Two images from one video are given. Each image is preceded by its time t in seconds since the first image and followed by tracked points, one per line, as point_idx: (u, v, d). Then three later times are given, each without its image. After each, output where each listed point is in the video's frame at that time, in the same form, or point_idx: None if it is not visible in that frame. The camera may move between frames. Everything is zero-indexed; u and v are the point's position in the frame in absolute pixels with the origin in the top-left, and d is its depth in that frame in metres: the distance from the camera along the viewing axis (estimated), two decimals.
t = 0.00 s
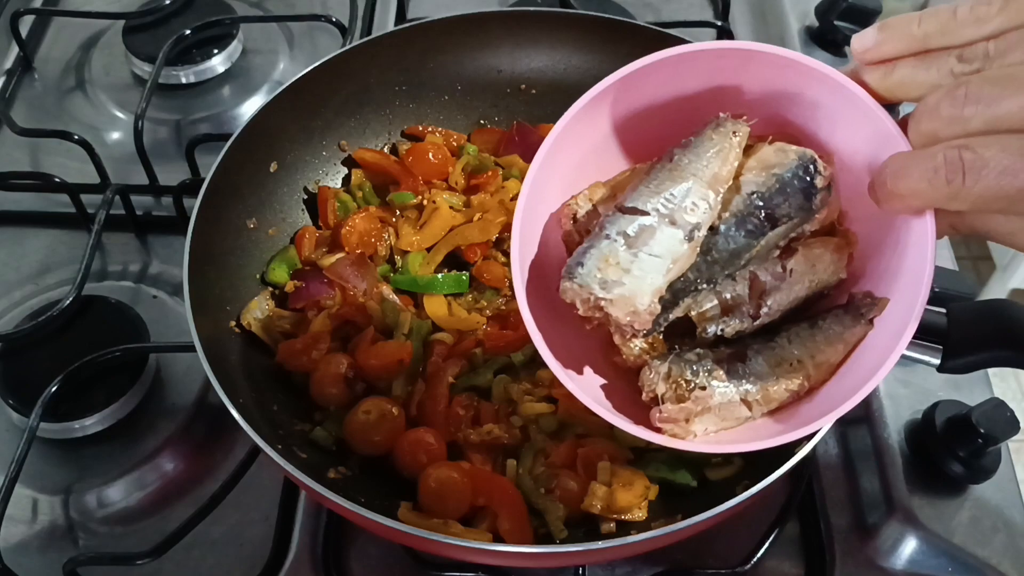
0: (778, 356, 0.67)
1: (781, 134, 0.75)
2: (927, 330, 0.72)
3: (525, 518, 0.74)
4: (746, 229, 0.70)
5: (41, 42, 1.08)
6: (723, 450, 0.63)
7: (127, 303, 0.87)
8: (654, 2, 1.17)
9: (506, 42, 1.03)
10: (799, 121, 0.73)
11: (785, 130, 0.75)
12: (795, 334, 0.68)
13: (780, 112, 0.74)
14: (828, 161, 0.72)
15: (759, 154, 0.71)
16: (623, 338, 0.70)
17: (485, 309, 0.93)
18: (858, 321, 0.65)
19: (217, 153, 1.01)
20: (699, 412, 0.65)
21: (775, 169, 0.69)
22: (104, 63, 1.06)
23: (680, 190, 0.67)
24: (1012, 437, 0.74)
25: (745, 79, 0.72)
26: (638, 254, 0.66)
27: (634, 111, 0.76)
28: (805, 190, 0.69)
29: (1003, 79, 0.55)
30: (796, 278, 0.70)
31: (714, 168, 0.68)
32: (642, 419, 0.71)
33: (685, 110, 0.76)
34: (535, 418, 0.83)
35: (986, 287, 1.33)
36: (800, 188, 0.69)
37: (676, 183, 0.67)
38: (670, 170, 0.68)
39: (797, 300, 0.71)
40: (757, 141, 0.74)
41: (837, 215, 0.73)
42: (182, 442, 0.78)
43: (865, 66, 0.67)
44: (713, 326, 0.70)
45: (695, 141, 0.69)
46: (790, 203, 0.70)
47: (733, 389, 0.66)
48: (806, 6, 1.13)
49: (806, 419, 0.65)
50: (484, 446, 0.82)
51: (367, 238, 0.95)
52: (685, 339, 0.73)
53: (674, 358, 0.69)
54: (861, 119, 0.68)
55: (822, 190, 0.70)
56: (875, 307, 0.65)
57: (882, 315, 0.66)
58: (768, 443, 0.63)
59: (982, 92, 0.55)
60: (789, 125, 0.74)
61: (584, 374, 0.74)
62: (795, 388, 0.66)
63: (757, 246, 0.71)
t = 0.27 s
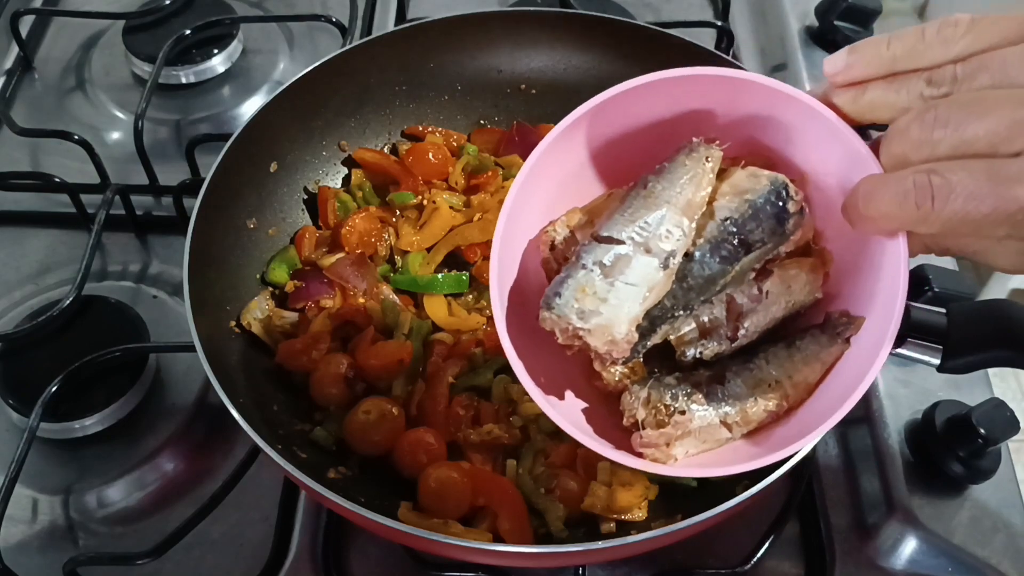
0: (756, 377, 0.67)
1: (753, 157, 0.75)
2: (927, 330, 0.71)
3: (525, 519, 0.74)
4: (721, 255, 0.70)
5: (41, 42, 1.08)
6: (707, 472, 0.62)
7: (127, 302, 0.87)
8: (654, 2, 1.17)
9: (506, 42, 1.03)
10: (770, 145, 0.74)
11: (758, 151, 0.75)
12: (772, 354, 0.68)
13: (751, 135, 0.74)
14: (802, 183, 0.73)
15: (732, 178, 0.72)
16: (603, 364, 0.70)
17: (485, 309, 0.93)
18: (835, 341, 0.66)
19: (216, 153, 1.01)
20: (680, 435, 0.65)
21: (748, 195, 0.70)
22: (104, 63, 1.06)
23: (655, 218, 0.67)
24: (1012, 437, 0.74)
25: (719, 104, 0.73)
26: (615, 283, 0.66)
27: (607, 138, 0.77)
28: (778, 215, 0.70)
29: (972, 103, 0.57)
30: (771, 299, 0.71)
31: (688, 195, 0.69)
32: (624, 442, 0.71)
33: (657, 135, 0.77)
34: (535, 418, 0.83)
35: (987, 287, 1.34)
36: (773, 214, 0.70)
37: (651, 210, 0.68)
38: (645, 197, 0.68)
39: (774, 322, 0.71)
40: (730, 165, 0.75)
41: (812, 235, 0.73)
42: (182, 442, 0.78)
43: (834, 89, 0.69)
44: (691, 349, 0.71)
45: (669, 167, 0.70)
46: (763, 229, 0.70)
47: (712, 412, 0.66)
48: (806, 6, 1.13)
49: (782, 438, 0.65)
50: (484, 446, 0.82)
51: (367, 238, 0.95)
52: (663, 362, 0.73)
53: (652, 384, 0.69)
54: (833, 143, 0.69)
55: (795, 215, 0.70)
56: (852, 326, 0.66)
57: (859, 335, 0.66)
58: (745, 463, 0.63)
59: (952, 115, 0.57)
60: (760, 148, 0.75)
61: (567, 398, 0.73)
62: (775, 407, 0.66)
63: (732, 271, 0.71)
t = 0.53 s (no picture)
0: (752, 381, 0.67)
1: (749, 158, 0.76)
2: (927, 329, 0.72)
3: (526, 519, 0.73)
4: (714, 254, 0.71)
5: (42, 42, 1.08)
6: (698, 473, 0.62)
7: (127, 302, 0.87)
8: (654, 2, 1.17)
9: (506, 42, 1.03)
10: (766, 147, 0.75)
11: (753, 152, 0.76)
12: (768, 358, 0.68)
13: (748, 136, 0.75)
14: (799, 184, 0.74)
15: (726, 178, 0.72)
16: (595, 364, 0.71)
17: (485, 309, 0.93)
18: (832, 343, 0.66)
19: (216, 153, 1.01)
20: (671, 437, 0.64)
21: (742, 195, 0.71)
22: (104, 63, 1.06)
23: (647, 217, 0.67)
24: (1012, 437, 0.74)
25: (717, 105, 0.73)
26: (607, 282, 0.66)
27: (603, 137, 0.77)
28: (772, 214, 0.71)
29: (969, 103, 0.57)
30: (767, 300, 0.71)
31: (681, 194, 0.69)
32: (616, 445, 0.71)
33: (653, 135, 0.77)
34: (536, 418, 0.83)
35: (986, 287, 1.34)
36: (767, 213, 0.71)
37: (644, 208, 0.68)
38: (638, 196, 0.69)
39: (772, 323, 0.71)
40: (726, 165, 0.75)
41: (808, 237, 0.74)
42: (182, 442, 0.78)
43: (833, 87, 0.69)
44: (686, 350, 0.71)
45: (663, 166, 0.70)
46: (757, 228, 0.71)
47: (706, 413, 0.65)
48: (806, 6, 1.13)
49: (777, 441, 0.65)
50: (485, 446, 0.82)
51: (367, 238, 0.95)
52: (656, 365, 0.74)
53: (644, 385, 0.68)
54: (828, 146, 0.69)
55: (790, 213, 0.71)
56: (850, 328, 0.66)
57: (857, 337, 0.66)
58: (739, 467, 0.63)
59: (950, 114, 0.57)
60: (757, 150, 0.76)
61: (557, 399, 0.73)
62: (770, 412, 0.66)
63: (725, 271, 0.72)
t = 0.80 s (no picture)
0: (762, 377, 0.67)
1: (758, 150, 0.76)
2: (927, 330, 0.72)
3: (526, 519, 0.73)
4: (724, 248, 0.72)
5: (42, 42, 1.08)
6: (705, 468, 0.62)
7: (127, 302, 0.87)
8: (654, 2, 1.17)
9: (506, 42, 1.03)
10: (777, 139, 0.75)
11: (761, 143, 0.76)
12: (779, 353, 0.68)
13: (759, 129, 0.75)
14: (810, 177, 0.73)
15: (737, 171, 0.72)
16: (604, 359, 0.70)
17: (484, 309, 0.93)
18: (843, 338, 0.66)
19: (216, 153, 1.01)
20: (681, 433, 0.64)
21: (754, 187, 0.71)
22: (104, 63, 1.06)
23: (657, 209, 0.67)
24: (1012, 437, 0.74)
25: (727, 97, 0.73)
26: (615, 275, 0.66)
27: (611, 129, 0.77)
28: (783, 207, 0.71)
29: (984, 94, 0.56)
30: (777, 295, 0.71)
31: (691, 186, 0.69)
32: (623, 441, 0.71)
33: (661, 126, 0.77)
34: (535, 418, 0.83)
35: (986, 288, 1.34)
36: (779, 206, 0.71)
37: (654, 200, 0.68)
38: (647, 188, 0.69)
39: (781, 319, 0.72)
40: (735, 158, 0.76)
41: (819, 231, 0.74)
42: (182, 442, 0.78)
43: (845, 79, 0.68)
44: (695, 345, 0.72)
45: (673, 159, 0.70)
46: (768, 221, 0.71)
47: (716, 409, 0.66)
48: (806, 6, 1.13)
49: (787, 437, 0.65)
50: (485, 446, 0.82)
51: (367, 238, 0.95)
52: (665, 359, 0.74)
53: (653, 380, 0.69)
54: (839, 138, 0.69)
55: (802, 207, 0.71)
56: (859, 323, 0.66)
57: (867, 332, 0.66)
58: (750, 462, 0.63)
59: (963, 105, 0.57)
60: (767, 142, 0.76)
61: (565, 394, 0.73)
62: (780, 408, 0.66)
63: (735, 265, 0.73)
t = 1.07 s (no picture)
0: (772, 359, 0.67)
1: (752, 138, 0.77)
2: (926, 330, 0.72)
3: (526, 520, 0.73)
4: (722, 229, 0.72)
5: (42, 42, 1.08)
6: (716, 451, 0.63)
7: (127, 303, 0.87)
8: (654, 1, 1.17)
9: (506, 42, 1.03)
10: (770, 124, 0.75)
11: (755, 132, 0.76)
12: (788, 334, 0.68)
13: (753, 117, 0.75)
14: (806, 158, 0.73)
15: (730, 154, 0.73)
16: (610, 350, 0.71)
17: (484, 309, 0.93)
18: (851, 316, 0.65)
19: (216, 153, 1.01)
20: (692, 419, 0.65)
21: (746, 167, 0.72)
22: (104, 63, 1.06)
23: (653, 196, 0.68)
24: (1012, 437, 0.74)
25: (716, 83, 0.73)
26: (615, 263, 0.67)
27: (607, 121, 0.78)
28: (778, 183, 0.71)
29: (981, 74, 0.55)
30: (781, 277, 0.71)
31: (685, 172, 0.70)
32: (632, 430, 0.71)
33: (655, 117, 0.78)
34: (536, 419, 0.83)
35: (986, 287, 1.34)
36: (773, 183, 0.71)
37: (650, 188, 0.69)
38: (642, 178, 0.70)
39: (786, 301, 0.72)
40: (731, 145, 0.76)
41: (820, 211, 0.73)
42: (182, 442, 0.78)
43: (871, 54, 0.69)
44: (704, 332, 0.71)
45: (666, 148, 0.71)
46: (765, 198, 0.72)
47: (728, 394, 0.66)
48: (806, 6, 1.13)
49: (799, 418, 0.64)
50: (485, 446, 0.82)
51: (367, 237, 0.95)
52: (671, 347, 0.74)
53: (663, 367, 0.69)
54: (832, 118, 0.70)
55: (797, 181, 0.71)
56: (867, 300, 0.65)
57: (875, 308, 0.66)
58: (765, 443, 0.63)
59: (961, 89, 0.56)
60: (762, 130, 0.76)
61: (569, 386, 0.73)
62: (791, 389, 0.66)
63: (735, 245, 0.73)
